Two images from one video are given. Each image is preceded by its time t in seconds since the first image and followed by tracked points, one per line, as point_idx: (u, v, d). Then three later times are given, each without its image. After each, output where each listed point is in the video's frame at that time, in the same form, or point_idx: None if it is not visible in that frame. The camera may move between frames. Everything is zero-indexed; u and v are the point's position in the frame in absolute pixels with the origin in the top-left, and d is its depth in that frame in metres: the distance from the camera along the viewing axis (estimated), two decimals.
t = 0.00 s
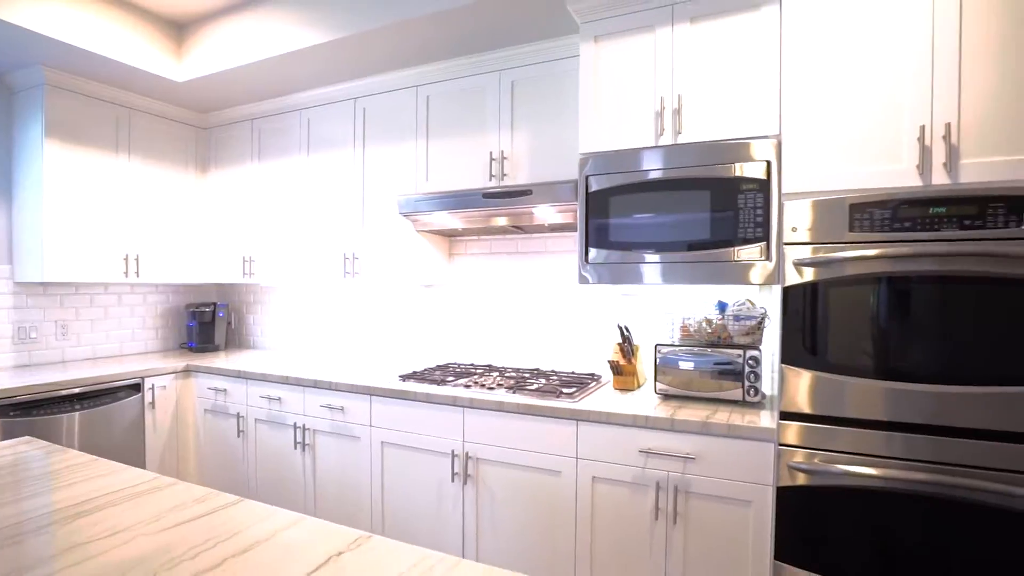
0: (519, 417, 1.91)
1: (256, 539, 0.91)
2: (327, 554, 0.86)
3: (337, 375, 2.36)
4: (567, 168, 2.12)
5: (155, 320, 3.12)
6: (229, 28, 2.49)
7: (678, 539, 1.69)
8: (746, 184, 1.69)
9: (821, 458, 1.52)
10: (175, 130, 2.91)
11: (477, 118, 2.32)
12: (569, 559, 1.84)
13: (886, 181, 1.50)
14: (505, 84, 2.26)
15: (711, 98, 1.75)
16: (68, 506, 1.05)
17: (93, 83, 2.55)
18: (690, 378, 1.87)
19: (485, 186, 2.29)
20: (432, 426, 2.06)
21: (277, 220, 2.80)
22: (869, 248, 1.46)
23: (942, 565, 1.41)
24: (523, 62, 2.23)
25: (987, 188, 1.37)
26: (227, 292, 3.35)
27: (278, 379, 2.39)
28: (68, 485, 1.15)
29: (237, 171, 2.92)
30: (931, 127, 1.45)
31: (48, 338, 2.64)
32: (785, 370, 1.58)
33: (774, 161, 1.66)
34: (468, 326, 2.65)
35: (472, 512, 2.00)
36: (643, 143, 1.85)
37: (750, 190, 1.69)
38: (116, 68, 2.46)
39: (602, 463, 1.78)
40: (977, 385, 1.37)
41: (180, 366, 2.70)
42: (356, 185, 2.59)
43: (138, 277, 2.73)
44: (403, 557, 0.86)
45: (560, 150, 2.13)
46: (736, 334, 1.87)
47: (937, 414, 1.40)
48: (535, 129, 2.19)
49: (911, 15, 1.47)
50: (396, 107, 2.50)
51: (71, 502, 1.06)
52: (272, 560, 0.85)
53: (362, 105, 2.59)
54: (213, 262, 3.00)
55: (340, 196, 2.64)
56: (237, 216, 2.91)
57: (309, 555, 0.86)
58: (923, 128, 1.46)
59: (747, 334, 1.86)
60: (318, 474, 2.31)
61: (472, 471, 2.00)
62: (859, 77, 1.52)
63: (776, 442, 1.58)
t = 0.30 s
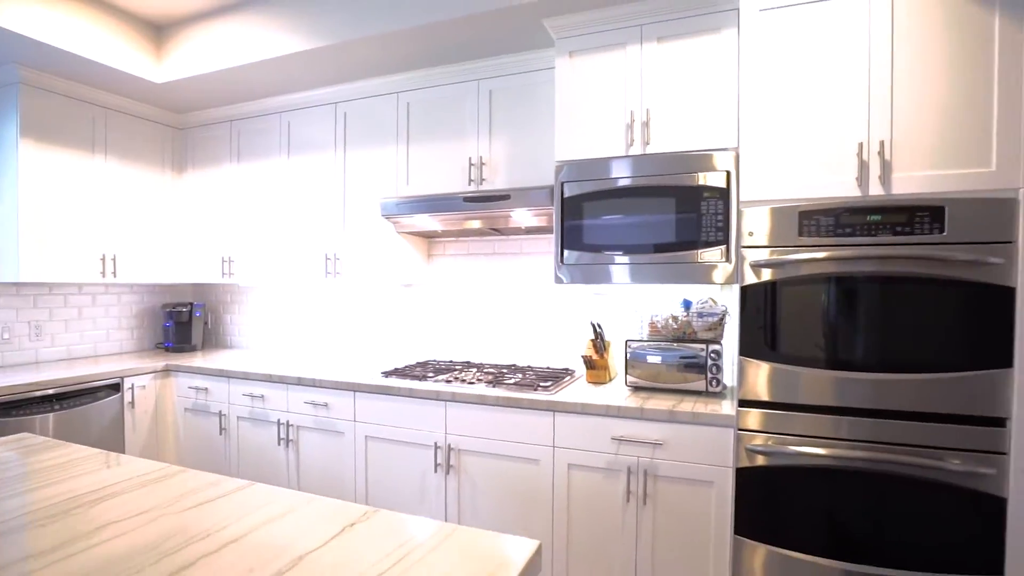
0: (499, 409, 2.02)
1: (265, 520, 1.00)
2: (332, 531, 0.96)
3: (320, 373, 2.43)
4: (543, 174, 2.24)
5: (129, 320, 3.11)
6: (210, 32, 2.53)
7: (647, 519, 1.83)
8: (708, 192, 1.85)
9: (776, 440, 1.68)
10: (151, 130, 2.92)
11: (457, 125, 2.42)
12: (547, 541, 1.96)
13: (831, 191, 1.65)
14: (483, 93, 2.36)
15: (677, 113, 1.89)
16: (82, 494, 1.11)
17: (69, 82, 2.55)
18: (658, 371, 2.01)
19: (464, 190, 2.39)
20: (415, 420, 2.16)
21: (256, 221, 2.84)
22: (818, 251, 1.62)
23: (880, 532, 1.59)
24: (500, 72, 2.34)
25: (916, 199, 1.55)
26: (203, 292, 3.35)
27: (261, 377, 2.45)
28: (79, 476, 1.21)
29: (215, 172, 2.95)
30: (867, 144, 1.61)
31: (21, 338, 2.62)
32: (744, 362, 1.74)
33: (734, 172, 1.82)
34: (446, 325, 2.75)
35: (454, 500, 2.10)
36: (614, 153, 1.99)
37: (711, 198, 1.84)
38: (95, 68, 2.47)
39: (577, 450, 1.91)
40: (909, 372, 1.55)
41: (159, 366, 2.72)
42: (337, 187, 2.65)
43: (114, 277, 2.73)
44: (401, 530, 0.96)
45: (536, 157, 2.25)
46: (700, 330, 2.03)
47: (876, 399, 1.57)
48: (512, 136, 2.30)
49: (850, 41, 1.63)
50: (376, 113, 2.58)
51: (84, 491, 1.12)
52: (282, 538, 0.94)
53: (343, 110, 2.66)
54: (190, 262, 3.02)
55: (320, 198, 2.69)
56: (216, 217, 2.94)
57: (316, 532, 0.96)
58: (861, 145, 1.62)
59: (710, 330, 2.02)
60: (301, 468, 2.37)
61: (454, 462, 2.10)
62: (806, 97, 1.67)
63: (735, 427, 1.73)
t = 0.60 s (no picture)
0: (484, 401, 2.14)
1: (260, 508, 1.06)
2: (324, 518, 1.02)
3: (308, 370, 2.51)
4: (524, 179, 2.37)
5: (111, 320, 3.12)
6: (198, 36, 2.58)
7: (623, 501, 1.97)
8: (678, 199, 2.00)
9: (740, 425, 1.85)
10: (134, 132, 2.94)
11: (441, 131, 2.53)
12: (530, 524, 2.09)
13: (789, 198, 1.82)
14: (466, 101, 2.48)
15: (649, 124, 2.04)
16: (103, 480, 1.19)
17: (52, 83, 2.56)
18: (632, 363, 2.16)
19: (448, 194, 2.50)
20: (403, 413, 2.26)
21: (242, 222, 2.89)
22: (776, 253, 1.79)
23: (832, 506, 1.77)
24: (482, 82, 2.46)
25: (862, 207, 1.73)
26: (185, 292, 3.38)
27: (249, 374, 2.51)
28: (96, 465, 1.28)
29: (199, 174, 2.99)
30: (818, 158, 1.78)
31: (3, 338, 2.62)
32: (711, 354, 1.89)
33: (701, 180, 1.97)
34: (430, 323, 2.85)
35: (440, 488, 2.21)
36: (591, 160, 2.13)
37: (681, 204, 1.99)
38: (80, 70, 2.49)
39: (558, 439, 2.04)
40: (855, 361, 1.73)
41: (145, 365, 2.75)
42: (323, 190, 2.73)
43: (98, 277, 2.75)
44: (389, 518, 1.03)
45: (517, 163, 2.37)
46: (670, 325, 2.18)
47: (829, 385, 1.75)
48: (495, 143, 2.42)
49: (803, 63, 1.80)
50: (362, 118, 2.67)
51: (105, 478, 1.19)
52: (276, 524, 1.00)
53: (329, 115, 2.74)
54: (174, 262, 3.05)
55: (306, 200, 2.77)
56: (200, 218, 2.98)
57: (309, 519, 1.02)
58: (813, 157, 1.79)
59: (679, 325, 2.18)
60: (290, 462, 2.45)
61: (441, 452, 2.21)
62: (766, 113, 1.84)
63: (703, 413, 1.88)
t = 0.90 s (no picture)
0: (474, 395, 2.26)
1: (250, 505, 1.07)
2: (316, 513, 1.04)
3: (302, 367, 2.59)
4: (511, 184, 2.49)
5: (100, 320, 3.15)
6: (195, 43, 2.65)
7: (605, 486, 2.11)
8: (656, 204, 2.14)
9: (713, 413, 2.00)
10: (124, 133, 2.98)
11: (431, 137, 2.63)
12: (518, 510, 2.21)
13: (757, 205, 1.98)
14: (455, 109, 2.59)
15: (630, 134, 2.18)
16: (128, 466, 1.27)
17: (46, 85, 2.59)
18: (613, 358, 2.30)
19: (438, 198, 2.61)
20: (396, 408, 2.36)
21: (234, 223, 2.95)
22: (746, 254, 1.95)
23: (795, 486, 1.93)
24: (471, 91, 2.57)
25: (822, 213, 1.90)
26: (174, 292, 3.42)
27: (244, 372, 2.58)
28: (118, 454, 1.36)
29: (190, 176, 3.04)
30: (784, 168, 1.94)
31: None
32: (687, 349, 2.05)
33: (677, 187, 2.12)
34: (419, 321, 2.95)
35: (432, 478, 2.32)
36: (576, 167, 2.26)
37: (659, 209, 2.14)
38: (76, 73, 2.53)
39: (544, 429, 2.17)
40: (815, 353, 1.90)
41: (138, 364, 2.80)
42: (315, 193, 2.81)
43: (90, 277, 2.78)
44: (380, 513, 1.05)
45: (504, 169, 2.49)
46: (649, 322, 2.33)
47: (793, 376, 1.91)
48: (483, 149, 2.53)
49: (770, 81, 1.96)
50: (353, 123, 2.76)
51: (129, 464, 1.28)
52: (268, 519, 1.01)
53: (320, 120, 2.82)
54: (165, 262, 3.09)
55: (298, 202, 2.84)
56: (191, 219, 3.03)
57: (300, 514, 1.04)
58: (779, 168, 1.95)
59: (657, 322, 2.32)
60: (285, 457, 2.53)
61: (433, 444, 2.32)
62: (736, 126, 1.99)
63: (679, 403, 2.03)
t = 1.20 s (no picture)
0: (467, 389, 2.37)
1: (250, 498, 1.06)
2: (314, 506, 1.04)
3: (298, 365, 2.67)
4: (500, 188, 2.60)
5: (90, 320, 3.17)
6: (191, 49, 2.70)
7: (592, 474, 2.24)
8: (638, 209, 2.28)
9: (691, 404, 2.14)
10: (117, 135, 3.01)
11: (424, 143, 2.73)
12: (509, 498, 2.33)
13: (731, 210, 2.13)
14: (447, 115, 2.70)
15: (614, 143, 2.32)
16: (150, 455, 1.35)
17: (40, 87, 2.62)
18: (598, 354, 2.44)
19: (430, 201, 2.71)
20: (391, 402, 2.46)
21: (227, 225, 3.01)
22: (722, 255, 2.10)
23: (767, 470, 2.08)
24: (462, 99, 2.68)
25: (791, 217, 2.05)
26: (164, 292, 3.46)
27: (240, 369, 2.65)
28: (136, 444, 1.44)
29: (183, 177, 3.08)
30: (756, 176, 2.10)
31: None
32: (667, 344, 2.19)
33: (657, 193, 2.26)
34: (410, 320, 3.05)
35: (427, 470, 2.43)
36: (563, 173, 2.39)
37: (641, 213, 2.28)
38: (72, 77, 2.57)
39: (534, 421, 2.29)
40: (784, 347, 2.06)
41: (132, 363, 2.84)
42: (309, 195, 2.89)
43: (84, 277, 2.81)
44: (377, 505, 1.05)
45: (494, 174, 2.61)
46: (631, 319, 2.46)
47: (765, 368, 2.07)
48: (474, 155, 2.65)
49: (744, 96, 2.11)
50: (347, 128, 2.84)
51: (152, 452, 1.36)
52: (271, 512, 1.01)
53: (314, 124, 2.90)
54: (158, 263, 3.13)
55: (292, 204, 2.92)
56: (185, 220, 3.08)
57: (299, 507, 1.03)
58: (751, 176, 2.10)
59: (639, 319, 2.46)
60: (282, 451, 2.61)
61: (427, 437, 2.42)
62: (712, 136, 2.14)
63: (660, 394, 2.17)
